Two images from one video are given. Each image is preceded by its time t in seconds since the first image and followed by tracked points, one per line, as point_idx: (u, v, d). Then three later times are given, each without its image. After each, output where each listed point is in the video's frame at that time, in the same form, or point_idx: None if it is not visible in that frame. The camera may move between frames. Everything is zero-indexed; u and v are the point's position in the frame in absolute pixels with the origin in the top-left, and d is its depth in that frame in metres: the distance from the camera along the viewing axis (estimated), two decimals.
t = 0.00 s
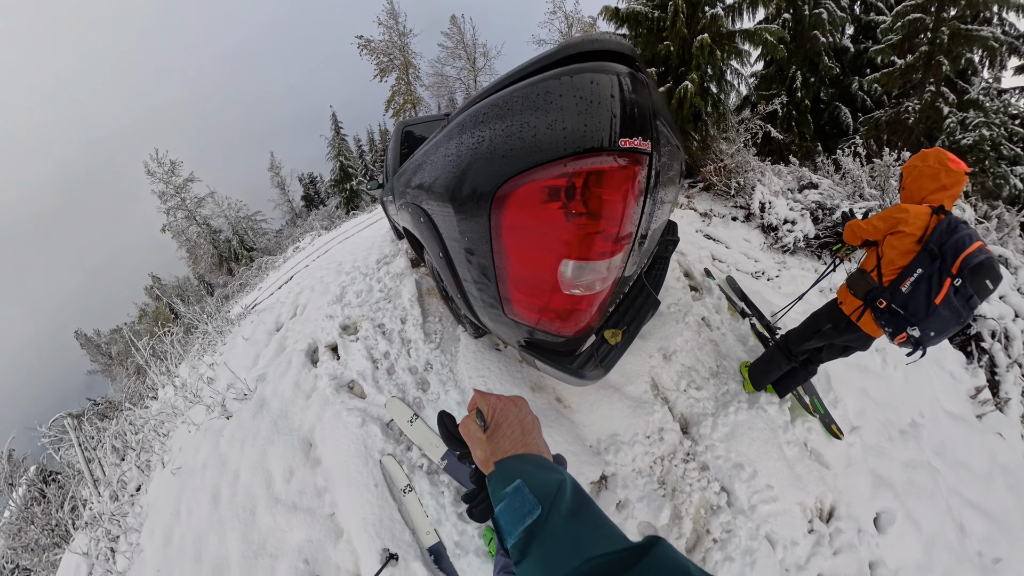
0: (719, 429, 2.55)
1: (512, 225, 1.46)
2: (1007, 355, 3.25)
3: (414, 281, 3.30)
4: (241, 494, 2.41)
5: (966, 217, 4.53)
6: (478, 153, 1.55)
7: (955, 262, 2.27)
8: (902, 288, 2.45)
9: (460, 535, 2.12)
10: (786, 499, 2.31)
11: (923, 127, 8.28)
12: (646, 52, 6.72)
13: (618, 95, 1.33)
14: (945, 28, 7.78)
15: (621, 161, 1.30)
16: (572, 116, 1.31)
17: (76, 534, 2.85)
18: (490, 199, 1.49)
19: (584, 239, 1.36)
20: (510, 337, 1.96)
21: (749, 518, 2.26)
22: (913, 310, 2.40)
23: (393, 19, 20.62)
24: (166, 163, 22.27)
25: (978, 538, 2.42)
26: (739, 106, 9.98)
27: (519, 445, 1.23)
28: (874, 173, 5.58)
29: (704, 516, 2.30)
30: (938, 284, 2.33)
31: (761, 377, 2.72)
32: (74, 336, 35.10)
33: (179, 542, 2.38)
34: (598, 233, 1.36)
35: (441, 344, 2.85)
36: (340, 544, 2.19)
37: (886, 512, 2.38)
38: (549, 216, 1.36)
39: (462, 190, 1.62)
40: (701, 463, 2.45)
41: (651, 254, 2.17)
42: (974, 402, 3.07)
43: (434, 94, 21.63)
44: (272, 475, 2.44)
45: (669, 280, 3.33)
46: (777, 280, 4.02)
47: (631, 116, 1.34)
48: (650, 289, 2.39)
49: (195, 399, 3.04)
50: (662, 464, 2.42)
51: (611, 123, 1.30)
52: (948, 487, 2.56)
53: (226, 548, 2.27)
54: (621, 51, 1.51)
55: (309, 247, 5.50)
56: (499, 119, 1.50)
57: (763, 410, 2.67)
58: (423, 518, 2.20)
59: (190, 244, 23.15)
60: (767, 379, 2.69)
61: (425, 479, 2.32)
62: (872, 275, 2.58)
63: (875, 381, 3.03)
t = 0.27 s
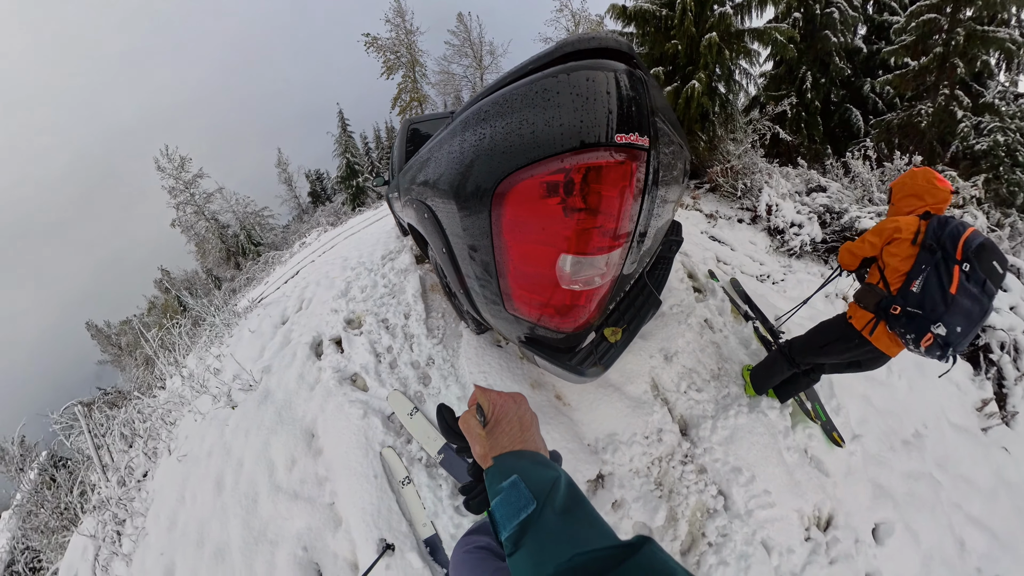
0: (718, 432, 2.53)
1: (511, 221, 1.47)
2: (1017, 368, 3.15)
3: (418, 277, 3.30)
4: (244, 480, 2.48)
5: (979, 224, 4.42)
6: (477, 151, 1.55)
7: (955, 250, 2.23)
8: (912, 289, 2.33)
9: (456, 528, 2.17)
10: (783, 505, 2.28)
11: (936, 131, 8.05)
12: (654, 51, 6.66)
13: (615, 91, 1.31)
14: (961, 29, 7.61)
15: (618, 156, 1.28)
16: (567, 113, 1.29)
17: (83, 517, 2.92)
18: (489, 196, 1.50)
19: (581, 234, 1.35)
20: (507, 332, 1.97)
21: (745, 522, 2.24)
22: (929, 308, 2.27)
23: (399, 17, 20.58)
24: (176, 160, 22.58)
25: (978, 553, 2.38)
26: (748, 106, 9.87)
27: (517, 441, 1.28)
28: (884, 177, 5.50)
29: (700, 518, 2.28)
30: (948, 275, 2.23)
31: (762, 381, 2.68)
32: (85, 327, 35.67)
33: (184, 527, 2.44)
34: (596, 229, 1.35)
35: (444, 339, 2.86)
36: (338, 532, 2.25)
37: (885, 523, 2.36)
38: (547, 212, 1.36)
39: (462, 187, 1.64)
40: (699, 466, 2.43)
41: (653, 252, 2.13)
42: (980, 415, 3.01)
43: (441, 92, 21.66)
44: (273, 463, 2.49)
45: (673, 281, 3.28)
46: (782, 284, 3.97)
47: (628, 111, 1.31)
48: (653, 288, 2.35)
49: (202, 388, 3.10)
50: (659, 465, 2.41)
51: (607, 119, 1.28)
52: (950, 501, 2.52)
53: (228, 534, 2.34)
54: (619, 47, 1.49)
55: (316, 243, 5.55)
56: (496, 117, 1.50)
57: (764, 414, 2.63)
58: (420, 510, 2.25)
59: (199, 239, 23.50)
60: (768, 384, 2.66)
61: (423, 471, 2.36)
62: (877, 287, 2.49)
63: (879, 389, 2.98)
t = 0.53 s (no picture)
0: (718, 436, 2.51)
1: (516, 220, 1.46)
2: None
3: (423, 274, 3.31)
4: (248, 469, 2.54)
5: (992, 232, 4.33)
6: (484, 148, 1.54)
7: (953, 249, 2.15)
8: (916, 293, 2.25)
9: (453, 523, 2.20)
10: (781, 513, 2.26)
11: (949, 136, 7.85)
12: (662, 50, 6.58)
13: (625, 90, 1.31)
14: (978, 31, 7.43)
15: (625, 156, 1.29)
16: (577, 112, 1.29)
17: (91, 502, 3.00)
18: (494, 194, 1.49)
19: (587, 234, 1.35)
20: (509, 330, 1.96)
21: (743, 528, 2.23)
22: (937, 311, 2.16)
23: (406, 15, 20.57)
24: (186, 155, 22.85)
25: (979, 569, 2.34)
26: (756, 107, 9.71)
27: (518, 438, 1.26)
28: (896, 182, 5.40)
29: (697, 523, 2.28)
30: (950, 275, 2.15)
31: (765, 387, 2.66)
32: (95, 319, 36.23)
33: (190, 514, 2.52)
34: (602, 228, 1.34)
35: (447, 336, 2.87)
36: (338, 524, 2.29)
37: (884, 535, 2.34)
38: (553, 211, 1.35)
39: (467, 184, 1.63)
40: (698, 470, 2.42)
41: (659, 254, 2.13)
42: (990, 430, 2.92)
43: (447, 90, 21.68)
44: (277, 453, 2.54)
45: (678, 282, 3.20)
46: (789, 289, 3.93)
47: (636, 111, 1.31)
48: (657, 290, 2.36)
49: (208, 379, 3.15)
50: (658, 468, 2.40)
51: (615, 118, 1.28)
52: (951, 516, 2.48)
53: (231, 522, 2.40)
54: (630, 45, 1.47)
55: (322, 239, 5.60)
56: (504, 114, 1.50)
57: (765, 420, 2.61)
58: (420, 505, 2.28)
59: (207, 233, 23.80)
60: (772, 390, 2.64)
61: (423, 466, 2.38)
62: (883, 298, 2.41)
63: (884, 398, 2.93)
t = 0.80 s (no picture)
0: (717, 445, 2.48)
1: (509, 219, 1.41)
2: None
3: (425, 272, 3.31)
4: (249, 460, 2.57)
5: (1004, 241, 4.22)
6: (478, 143, 1.52)
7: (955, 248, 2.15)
8: (921, 292, 2.20)
9: (446, 520, 2.23)
10: (778, 525, 2.26)
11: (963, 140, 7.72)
12: (670, 48, 6.52)
13: (622, 82, 1.27)
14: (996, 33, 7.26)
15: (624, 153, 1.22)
16: (572, 106, 1.26)
17: (97, 488, 3.12)
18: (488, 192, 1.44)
19: (582, 235, 1.29)
20: (505, 330, 1.95)
21: (736, 538, 2.24)
22: (943, 307, 2.11)
23: (412, 13, 20.52)
24: (195, 151, 23.10)
25: None
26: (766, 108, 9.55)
27: (514, 436, 1.30)
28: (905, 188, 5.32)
29: (692, 531, 2.29)
30: (955, 272, 2.12)
31: (767, 396, 2.61)
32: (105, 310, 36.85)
33: (190, 502, 2.56)
34: (598, 229, 1.28)
35: (446, 334, 2.87)
36: (335, 515, 2.32)
37: (882, 551, 2.32)
38: (546, 211, 1.30)
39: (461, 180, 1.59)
40: (694, 478, 2.41)
41: (661, 257, 2.09)
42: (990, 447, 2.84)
43: (453, 88, 21.65)
44: (278, 446, 2.57)
45: (682, 284, 3.15)
46: (794, 295, 3.87)
47: (633, 103, 1.25)
48: (659, 294, 2.31)
49: (214, 371, 3.20)
50: (654, 474, 2.39)
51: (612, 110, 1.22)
52: (952, 534, 2.44)
53: (230, 511, 2.44)
54: (625, 33, 1.48)
55: (326, 236, 5.64)
56: (500, 108, 1.48)
57: (766, 429, 2.57)
58: (414, 501, 2.31)
59: (215, 228, 24.06)
60: (774, 400, 2.60)
61: (419, 463, 2.40)
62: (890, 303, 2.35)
63: (888, 411, 2.87)
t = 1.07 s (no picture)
0: (713, 449, 2.44)
1: (492, 211, 1.39)
2: None
3: (427, 268, 3.32)
4: (251, 447, 2.62)
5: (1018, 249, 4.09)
6: (465, 135, 1.53)
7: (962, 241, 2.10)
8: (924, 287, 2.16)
9: (436, 511, 2.22)
10: (773, 534, 2.22)
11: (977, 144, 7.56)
12: (677, 47, 6.45)
13: (603, 70, 1.27)
14: (1015, 35, 7.08)
15: (604, 139, 1.19)
16: (551, 94, 1.26)
17: (108, 472, 3.23)
18: (471, 184, 1.43)
19: (563, 225, 1.25)
20: (497, 324, 1.95)
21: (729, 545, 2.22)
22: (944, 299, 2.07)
23: (419, 11, 20.53)
24: (204, 148, 23.43)
25: None
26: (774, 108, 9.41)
27: (509, 429, 1.31)
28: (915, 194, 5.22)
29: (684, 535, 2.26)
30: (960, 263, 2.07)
31: (766, 401, 2.59)
32: (118, 303, 37.58)
33: (195, 484, 2.63)
34: (579, 217, 1.24)
35: (446, 328, 2.87)
36: (330, 502, 2.35)
37: (879, 563, 2.27)
38: (527, 203, 1.27)
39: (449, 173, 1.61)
40: (689, 481, 2.38)
41: (660, 255, 2.06)
42: (995, 463, 2.67)
43: (459, 86, 21.67)
44: (278, 433, 2.61)
45: (683, 284, 3.13)
46: (799, 299, 3.81)
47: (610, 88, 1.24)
48: (657, 293, 2.26)
49: (221, 360, 3.27)
50: (647, 476, 2.37)
51: (591, 97, 1.21)
52: (954, 550, 2.37)
53: (230, 496, 2.48)
54: (605, 25, 1.53)
55: (333, 232, 5.70)
56: (486, 100, 1.49)
57: (764, 434, 2.54)
58: (406, 490, 2.31)
59: (223, 223, 24.39)
60: (772, 406, 2.58)
61: (413, 454, 2.41)
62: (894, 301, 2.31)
63: (890, 419, 2.79)
